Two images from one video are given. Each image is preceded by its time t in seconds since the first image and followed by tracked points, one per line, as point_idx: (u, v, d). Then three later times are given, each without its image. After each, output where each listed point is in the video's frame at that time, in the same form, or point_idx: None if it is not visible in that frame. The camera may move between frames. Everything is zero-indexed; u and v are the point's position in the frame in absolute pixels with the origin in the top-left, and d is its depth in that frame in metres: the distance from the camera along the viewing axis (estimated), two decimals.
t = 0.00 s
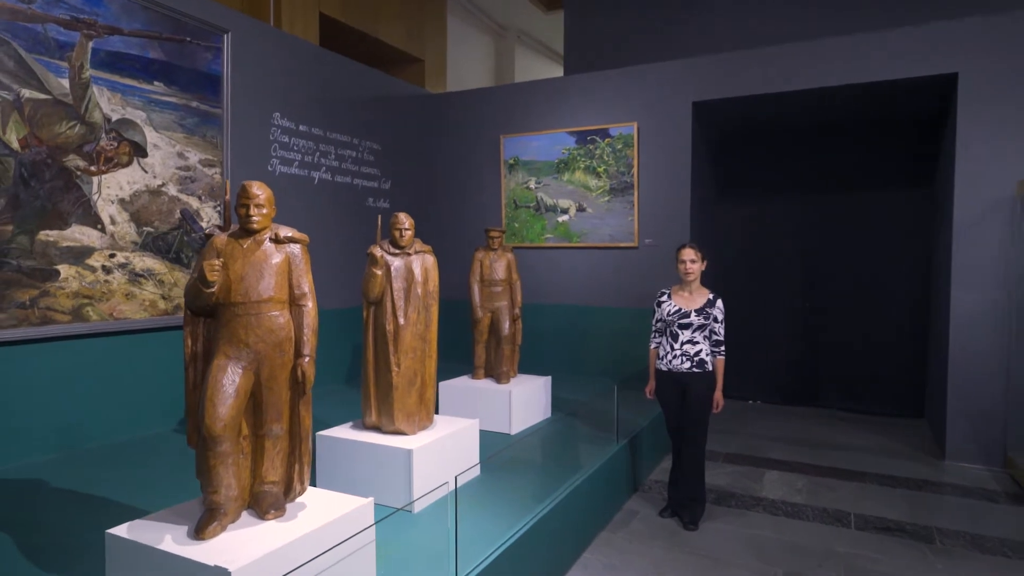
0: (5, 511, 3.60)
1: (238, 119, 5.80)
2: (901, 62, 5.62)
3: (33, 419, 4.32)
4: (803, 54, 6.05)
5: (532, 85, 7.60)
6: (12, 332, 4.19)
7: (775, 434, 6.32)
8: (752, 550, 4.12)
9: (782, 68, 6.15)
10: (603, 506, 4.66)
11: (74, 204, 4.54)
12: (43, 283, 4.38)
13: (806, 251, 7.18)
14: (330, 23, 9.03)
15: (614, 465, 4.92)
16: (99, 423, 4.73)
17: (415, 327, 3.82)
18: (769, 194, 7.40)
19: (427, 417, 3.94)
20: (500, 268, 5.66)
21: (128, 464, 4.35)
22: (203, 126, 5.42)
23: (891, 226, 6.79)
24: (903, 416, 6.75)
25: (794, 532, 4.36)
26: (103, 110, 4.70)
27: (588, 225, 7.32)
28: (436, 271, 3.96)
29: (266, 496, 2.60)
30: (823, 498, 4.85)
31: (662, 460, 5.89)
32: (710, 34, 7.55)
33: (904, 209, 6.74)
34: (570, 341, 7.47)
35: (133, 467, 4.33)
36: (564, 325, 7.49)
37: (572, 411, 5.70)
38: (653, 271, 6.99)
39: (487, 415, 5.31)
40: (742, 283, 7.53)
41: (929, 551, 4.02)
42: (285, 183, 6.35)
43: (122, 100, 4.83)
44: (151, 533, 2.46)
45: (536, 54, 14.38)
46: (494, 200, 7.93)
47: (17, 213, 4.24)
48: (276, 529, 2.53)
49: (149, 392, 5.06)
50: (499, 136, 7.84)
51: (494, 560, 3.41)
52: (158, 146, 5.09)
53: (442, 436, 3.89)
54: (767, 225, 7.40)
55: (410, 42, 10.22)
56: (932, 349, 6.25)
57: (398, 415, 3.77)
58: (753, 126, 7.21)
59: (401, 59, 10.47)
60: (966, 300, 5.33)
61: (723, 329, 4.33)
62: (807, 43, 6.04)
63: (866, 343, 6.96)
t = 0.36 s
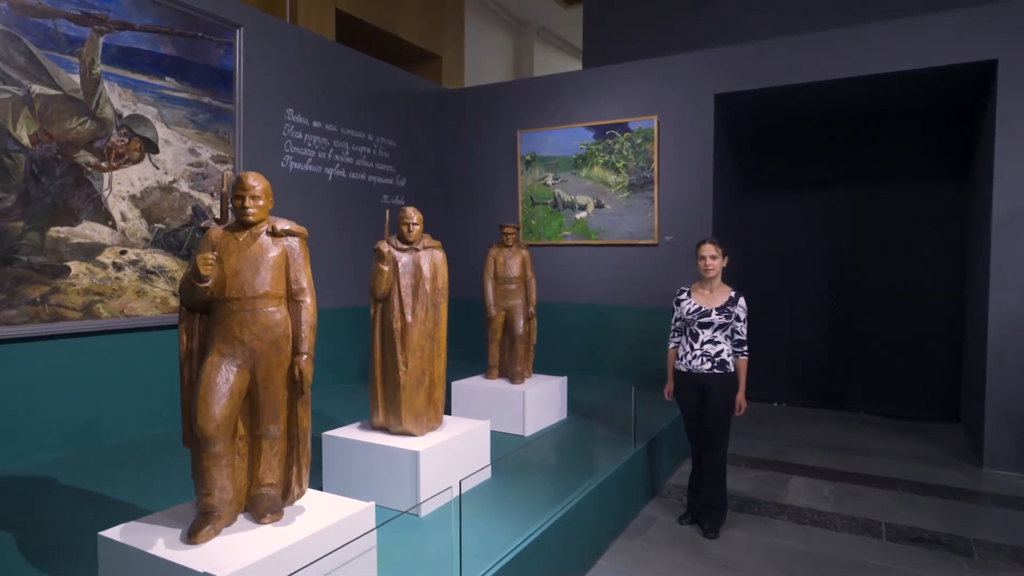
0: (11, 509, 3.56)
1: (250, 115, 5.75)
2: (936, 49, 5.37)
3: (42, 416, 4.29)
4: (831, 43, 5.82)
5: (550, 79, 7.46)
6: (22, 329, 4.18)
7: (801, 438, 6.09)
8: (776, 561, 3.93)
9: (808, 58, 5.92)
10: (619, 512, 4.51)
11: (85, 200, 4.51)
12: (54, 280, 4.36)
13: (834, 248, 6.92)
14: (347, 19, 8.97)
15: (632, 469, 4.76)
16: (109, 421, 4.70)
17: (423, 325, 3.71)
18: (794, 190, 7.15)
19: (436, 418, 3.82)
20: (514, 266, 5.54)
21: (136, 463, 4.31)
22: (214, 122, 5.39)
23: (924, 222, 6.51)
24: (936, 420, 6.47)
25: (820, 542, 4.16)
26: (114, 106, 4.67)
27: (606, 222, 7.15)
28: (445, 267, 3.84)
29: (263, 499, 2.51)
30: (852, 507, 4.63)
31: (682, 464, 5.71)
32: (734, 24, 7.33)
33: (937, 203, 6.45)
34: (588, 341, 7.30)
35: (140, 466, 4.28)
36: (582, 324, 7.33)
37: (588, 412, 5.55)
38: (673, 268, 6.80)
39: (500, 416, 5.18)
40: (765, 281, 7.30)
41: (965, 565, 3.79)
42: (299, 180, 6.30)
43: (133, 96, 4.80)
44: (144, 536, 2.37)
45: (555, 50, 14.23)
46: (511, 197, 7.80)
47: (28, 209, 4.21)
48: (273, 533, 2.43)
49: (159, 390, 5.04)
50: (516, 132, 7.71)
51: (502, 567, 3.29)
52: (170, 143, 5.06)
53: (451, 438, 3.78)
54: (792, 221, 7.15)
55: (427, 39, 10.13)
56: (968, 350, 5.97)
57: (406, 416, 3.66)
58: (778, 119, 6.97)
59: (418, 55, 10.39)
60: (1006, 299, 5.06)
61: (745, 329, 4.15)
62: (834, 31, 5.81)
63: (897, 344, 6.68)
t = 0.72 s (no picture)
0: (14, 507, 3.51)
1: (264, 111, 5.70)
2: (972, 36, 5.11)
3: (51, 414, 4.26)
4: (859, 32, 5.59)
5: (568, 74, 7.31)
6: (33, 325, 4.14)
7: (828, 443, 5.85)
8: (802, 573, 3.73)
9: (836, 48, 5.69)
10: (637, 518, 4.34)
11: (95, 196, 4.47)
12: (64, 276, 4.32)
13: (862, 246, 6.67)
14: (364, 17, 8.92)
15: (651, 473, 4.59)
16: (119, 419, 4.66)
17: (433, 322, 3.58)
18: (821, 185, 6.91)
19: (446, 419, 3.70)
20: (530, 263, 5.40)
21: (145, 461, 4.26)
22: (227, 118, 5.34)
23: (958, 218, 6.23)
24: (971, 425, 6.19)
25: (849, 553, 3.95)
26: (126, 101, 4.64)
27: (625, 220, 6.97)
28: (456, 263, 3.71)
29: (261, 500, 2.40)
30: (883, 515, 4.41)
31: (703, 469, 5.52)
32: (758, 15, 7.11)
33: (973, 199, 6.17)
34: (606, 341, 7.13)
35: (148, 464, 4.22)
36: (600, 324, 7.16)
37: (606, 414, 5.38)
38: (694, 267, 6.60)
39: (514, 418, 5.04)
40: (791, 280, 7.05)
41: None
42: (314, 177, 6.23)
43: (144, 90, 4.76)
44: (136, 538, 2.27)
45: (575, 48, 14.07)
46: (528, 194, 7.66)
47: (38, 204, 4.18)
48: (270, 537, 2.31)
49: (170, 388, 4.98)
50: (534, 128, 7.57)
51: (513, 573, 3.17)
52: (182, 138, 5.02)
53: (462, 439, 3.65)
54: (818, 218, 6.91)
55: (445, 35, 10.04)
56: (1006, 353, 5.69)
57: (414, 416, 3.53)
58: (804, 112, 6.74)
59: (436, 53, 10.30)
60: None
61: (770, 328, 3.96)
62: (863, 20, 5.58)
63: (930, 345, 6.40)
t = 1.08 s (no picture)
0: (22, 503, 3.48)
1: (279, 106, 5.65)
2: (1015, 20, 4.83)
3: (64, 409, 4.25)
4: (892, 18, 5.34)
5: (588, 68, 7.15)
6: (45, 321, 4.13)
7: (860, 449, 5.59)
8: None
9: (868, 36, 5.44)
10: (657, 524, 4.16)
11: (109, 192, 4.45)
12: (77, 272, 4.30)
13: (896, 243, 6.38)
14: (384, 13, 8.87)
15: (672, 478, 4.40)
16: (131, 416, 4.64)
17: (443, 320, 3.46)
18: (852, 180, 6.63)
19: (457, 420, 3.57)
20: (548, 261, 5.25)
21: (155, 459, 4.21)
22: (242, 114, 5.30)
23: (1000, 214, 5.90)
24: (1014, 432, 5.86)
25: (883, 567, 3.73)
26: (139, 97, 4.62)
27: (648, 216, 6.79)
28: (468, 258, 3.59)
29: (258, 504, 2.30)
30: (919, 527, 4.16)
31: (728, 474, 5.31)
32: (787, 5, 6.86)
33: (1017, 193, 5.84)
34: (628, 341, 6.93)
35: (159, 462, 4.18)
36: (621, 323, 6.98)
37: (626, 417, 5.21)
38: (719, 265, 6.38)
39: (532, 420, 4.90)
40: (821, 279, 6.79)
41: None
42: (330, 174, 6.17)
43: (158, 86, 4.74)
44: (127, 541, 2.18)
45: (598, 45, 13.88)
46: (548, 191, 7.51)
47: (52, 200, 4.17)
48: (264, 543, 2.20)
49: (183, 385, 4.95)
50: (554, 124, 7.43)
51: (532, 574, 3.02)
52: (196, 134, 4.98)
53: (473, 441, 3.52)
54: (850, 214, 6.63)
55: (465, 31, 9.94)
56: None
57: (424, 416, 3.42)
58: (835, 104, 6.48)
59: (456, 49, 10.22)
60: None
61: (798, 327, 3.76)
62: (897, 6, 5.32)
63: (969, 348, 6.08)
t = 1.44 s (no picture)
0: (36, 501, 3.47)
1: (298, 103, 5.60)
2: None
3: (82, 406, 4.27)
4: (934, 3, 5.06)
5: (613, 61, 6.97)
6: (63, 319, 4.14)
7: (897, 456, 5.31)
8: None
9: (907, 22, 5.17)
10: (681, 534, 3.99)
11: (127, 189, 4.44)
12: (95, 269, 4.30)
13: (937, 241, 6.05)
14: (407, 10, 8.81)
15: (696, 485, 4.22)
16: (146, 413, 4.64)
17: (455, 318, 3.35)
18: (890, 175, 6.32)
19: (470, 423, 3.45)
20: (568, 259, 5.10)
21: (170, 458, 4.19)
22: (260, 110, 5.27)
23: None
24: None
25: None
26: (157, 94, 4.60)
27: (673, 213, 6.58)
28: (481, 255, 3.47)
29: (255, 509, 2.22)
30: (962, 541, 3.91)
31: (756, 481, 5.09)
32: None
33: None
34: (653, 341, 6.73)
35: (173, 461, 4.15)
36: (646, 323, 6.78)
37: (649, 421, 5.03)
38: (748, 263, 6.15)
39: (551, 422, 4.75)
40: (856, 278, 6.49)
41: None
42: (350, 171, 6.11)
43: (176, 83, 4.72)
44: (120, 547, 2.11)
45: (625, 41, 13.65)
46: (571, 188, 7.36)
47: (69, 198, 4.17)
48: (260, 551, 2.11)
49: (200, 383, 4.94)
50: (577, 119, 7.27)
51: None
52: (214, 131, 4.96)
53: (487, 444, 3.40)
54: (887, 210, 6.32)
55: (489, 28, 9.83)
56: None
57: (436, 419, 3.31)
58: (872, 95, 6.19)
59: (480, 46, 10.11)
60: None
61: (831, 329, 3.55)
62: None
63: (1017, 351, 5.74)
